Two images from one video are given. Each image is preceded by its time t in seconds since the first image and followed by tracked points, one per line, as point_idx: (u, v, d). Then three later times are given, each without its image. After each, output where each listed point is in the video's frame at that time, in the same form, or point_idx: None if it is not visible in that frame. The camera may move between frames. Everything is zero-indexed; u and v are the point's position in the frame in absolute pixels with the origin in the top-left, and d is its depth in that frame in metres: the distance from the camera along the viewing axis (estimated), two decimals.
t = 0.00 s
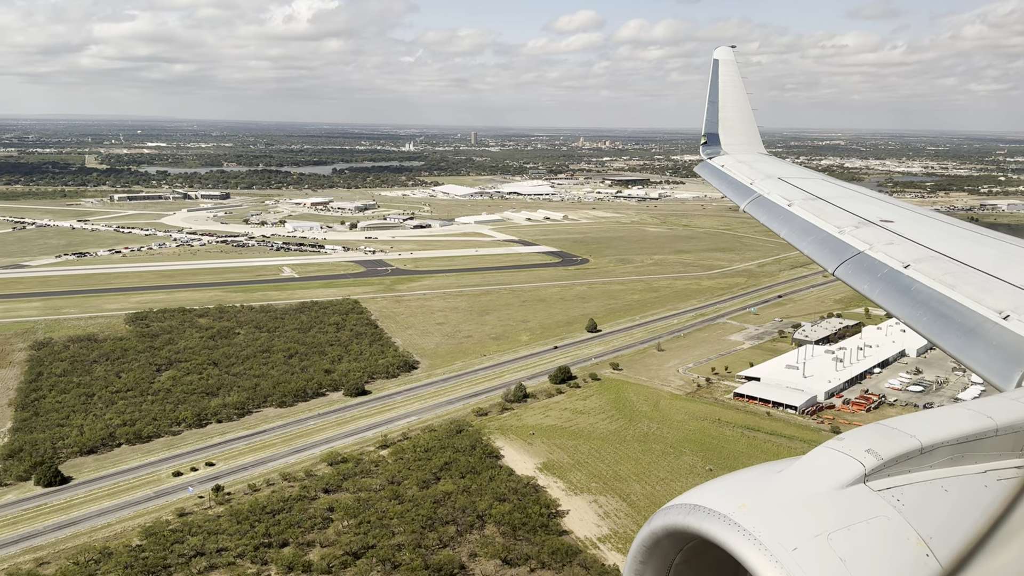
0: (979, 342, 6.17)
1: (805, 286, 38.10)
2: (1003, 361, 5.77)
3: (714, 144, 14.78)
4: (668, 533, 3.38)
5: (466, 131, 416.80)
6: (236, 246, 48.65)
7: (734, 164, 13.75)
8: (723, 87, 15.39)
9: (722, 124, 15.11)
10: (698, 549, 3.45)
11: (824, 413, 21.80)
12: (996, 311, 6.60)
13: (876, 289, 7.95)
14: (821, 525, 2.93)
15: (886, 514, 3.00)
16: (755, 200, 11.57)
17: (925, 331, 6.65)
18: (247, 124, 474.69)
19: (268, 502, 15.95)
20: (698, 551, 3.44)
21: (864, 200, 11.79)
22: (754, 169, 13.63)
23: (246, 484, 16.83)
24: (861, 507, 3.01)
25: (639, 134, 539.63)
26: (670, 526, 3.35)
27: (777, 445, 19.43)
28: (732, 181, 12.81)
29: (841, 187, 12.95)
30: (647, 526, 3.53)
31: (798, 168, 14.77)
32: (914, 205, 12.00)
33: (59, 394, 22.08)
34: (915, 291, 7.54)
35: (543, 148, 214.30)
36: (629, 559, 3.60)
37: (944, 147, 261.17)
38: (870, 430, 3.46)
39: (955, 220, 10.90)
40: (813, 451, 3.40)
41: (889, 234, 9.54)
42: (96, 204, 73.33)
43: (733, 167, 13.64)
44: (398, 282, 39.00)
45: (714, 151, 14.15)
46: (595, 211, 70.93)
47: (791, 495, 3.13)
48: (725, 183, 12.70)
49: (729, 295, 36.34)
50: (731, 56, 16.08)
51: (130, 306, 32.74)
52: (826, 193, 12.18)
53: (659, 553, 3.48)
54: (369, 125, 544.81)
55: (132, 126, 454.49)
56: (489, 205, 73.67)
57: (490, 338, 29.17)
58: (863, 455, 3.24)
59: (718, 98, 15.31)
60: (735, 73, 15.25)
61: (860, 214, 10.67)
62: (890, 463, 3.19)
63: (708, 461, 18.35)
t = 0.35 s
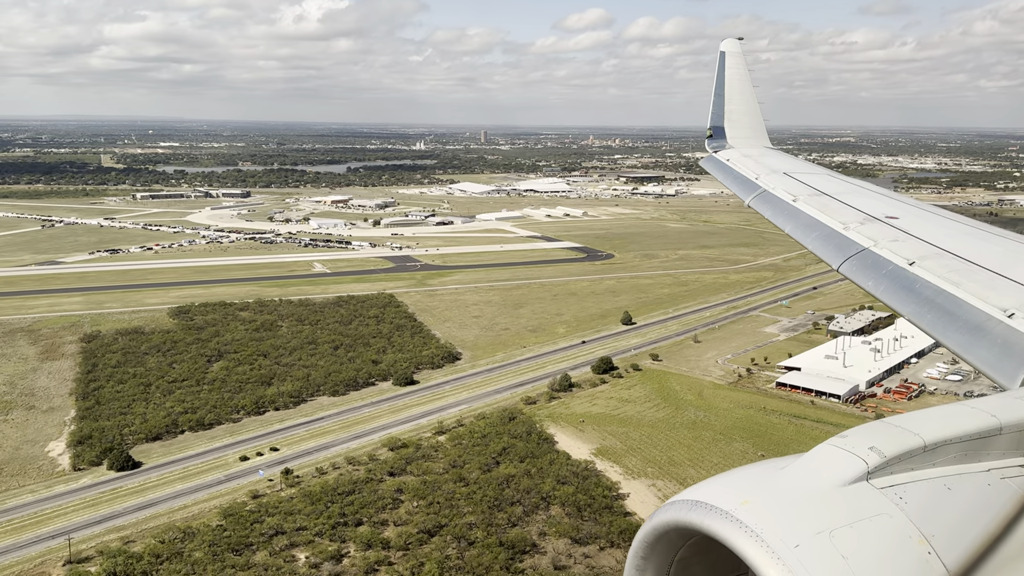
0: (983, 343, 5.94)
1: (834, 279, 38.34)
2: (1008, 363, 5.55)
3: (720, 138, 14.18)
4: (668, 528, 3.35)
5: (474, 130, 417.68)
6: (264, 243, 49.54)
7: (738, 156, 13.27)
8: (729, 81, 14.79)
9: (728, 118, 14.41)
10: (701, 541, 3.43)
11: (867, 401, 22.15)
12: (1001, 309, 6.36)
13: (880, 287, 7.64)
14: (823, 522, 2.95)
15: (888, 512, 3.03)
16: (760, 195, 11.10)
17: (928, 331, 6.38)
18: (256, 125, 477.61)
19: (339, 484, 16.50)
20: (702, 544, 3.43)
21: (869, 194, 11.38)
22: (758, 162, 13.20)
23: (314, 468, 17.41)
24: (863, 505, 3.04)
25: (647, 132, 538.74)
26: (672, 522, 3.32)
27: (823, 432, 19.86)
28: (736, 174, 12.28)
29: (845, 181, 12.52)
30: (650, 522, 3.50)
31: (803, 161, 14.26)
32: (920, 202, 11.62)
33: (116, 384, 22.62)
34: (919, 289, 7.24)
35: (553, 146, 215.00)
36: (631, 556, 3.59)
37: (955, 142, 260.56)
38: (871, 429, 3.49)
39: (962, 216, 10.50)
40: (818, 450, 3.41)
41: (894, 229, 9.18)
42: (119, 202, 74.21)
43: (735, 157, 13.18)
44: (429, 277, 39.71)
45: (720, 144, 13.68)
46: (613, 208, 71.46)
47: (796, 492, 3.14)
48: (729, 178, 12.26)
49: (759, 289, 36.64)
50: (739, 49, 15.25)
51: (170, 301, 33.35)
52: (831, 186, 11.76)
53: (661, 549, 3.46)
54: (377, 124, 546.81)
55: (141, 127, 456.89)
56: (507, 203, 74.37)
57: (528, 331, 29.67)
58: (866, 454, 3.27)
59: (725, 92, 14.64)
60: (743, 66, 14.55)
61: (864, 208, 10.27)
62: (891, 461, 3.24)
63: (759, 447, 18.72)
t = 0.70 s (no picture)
0: (983, 341, 5.91)
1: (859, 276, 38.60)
2: (1008, 362, 5.50)
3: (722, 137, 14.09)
4: (671, 526, 3.34)
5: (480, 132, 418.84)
6: (289, 243, 50.41)
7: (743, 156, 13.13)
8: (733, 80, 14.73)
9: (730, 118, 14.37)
10: (700, 540, 3.43)
11: (905, 393, 22.51)
12: (1002, 310, 6.30)
13: (880, 287, 7.59)
14: (824, 522, 2.95)
15: (889, 512, 3.04)
16: (762, 194, 11.05)
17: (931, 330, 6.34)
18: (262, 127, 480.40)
19: (403, 471, 17.09)
20: (702, 542, 3.43)
21: (872, 196, 11.31)
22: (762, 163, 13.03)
23: (374, 455, 18.01)
24: (863, 505, 3.04)
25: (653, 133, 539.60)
26: (675, 521, 3.31)
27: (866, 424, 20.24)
28: (738, 174, 12.16)
29: (847, 183, 12.44)
30: (652, 521, 3.48)
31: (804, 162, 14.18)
32: (923, 203, 11.53)
33: (169, 376, 23.17)
34: (920, 288, 7.20)
35: (562, 147, 215.96)
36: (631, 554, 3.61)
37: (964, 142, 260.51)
38: (873, 431, 3.48)
39: (964, 218, 10.44)
40: (819, 450, 3.42)
41: (896, 231, 9.11)
42: (140, 203, 75.03)
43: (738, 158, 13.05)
44: (457, 275, 40.39)
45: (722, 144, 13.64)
46: (630, 208, 72.09)
47: (797, 491, 3.15)
48: (732, 177, 12.11)
49: (786, 286, 36.97)
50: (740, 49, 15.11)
51: (206, 298, 33.98)
52: (833, 189, 11.69)
53: (661, 546, 3.46)
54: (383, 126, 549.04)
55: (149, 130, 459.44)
56: (523, 204, 75.21)
57: (561, 327, 30.15)
58: (866, 455, 3.27)
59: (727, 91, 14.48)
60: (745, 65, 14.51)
61: (865, 211, 10.19)
62: (894, 462, 3.25)
63: (806, 437, 19.11)
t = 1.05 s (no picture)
0: (981, 335, 6.15)
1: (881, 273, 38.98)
2: (1007, 356, 5.74)
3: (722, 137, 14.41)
4: (672, 523, 3.83)
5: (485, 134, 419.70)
6: (311, 243, 51.14)
7: (745, 157, 13.34)
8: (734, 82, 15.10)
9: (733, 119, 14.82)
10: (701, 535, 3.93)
11: (941, 386, 22.92)
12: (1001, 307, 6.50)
13: (881, 285, 7.81)
14: (822, 519, 3.30)
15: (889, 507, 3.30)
16: (762, 194, 11.31)
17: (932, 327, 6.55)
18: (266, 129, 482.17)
19: (463, 458, 17.67)
20: (701, 539, 3.94)
21: (874, 195, 11.47)
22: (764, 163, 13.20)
23: (429, 443, 18.59)
24: (857, 501, 3.36)
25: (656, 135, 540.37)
26: (677, 518, 3.81)
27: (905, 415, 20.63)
28: (740, 174, 12.38)
29: (849, 182, 12.60)
30: (653, 518, 3.99)
31: (806, 161, 14.35)
32: (924, 202, 11.68)
33: (216, 369, 23.76)
34: (920, 286, 7.43)
35: (567, 148, 216.88)
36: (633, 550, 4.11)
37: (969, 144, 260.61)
38: (878, 430, 3.76)
39: (963, 216, 10.60)
40: (821, 450, 3.78)
41: (897, 230, 9.30)
42: (157, 203, 75.58)
43: (741, 159, 13.26)
44: (482, 273, 40.95)
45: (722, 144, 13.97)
46: (644, 208, 72.71)
47: (795, 490, 3.54)
48: (734, 178, 12.36)
49: (809, 283, 37.39)
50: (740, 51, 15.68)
51: (238, 296, 34.57)
52: (836, 187, 11.87)
53: (665, 542, 3.96)
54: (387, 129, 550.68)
55: (154, 132, 460.97)
56: (536, 205, 75.93)
57: (593, 323, 30.60)
58: (867, 453, 3.59)
59: (728, 92, 14.97)
60: (745, 66, 15.09)
61: (867, 210, 10.38)
62: (892, 459, 3.53)
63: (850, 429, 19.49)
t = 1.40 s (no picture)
0: (986, 343, 5.88)
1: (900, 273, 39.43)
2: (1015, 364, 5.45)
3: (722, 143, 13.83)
4: (677, 535, 3.47)
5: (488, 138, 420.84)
6: (331, 244, 51.86)
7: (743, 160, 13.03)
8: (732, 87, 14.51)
9: (733, 125, 14.20)
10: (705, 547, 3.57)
11: (973, 382, 23.27)
12: (1004, 313, 6.28)
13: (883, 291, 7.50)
14: (827, 527, 3.04)
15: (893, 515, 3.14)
16: (762, 201, 10.83)
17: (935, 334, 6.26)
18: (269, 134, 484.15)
19: (515, 449, 18.16)
20: (706, 550, 3.56)
21: (873, 200, 11.18)
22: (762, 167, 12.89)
23: (480, 436, 19.07)
24: (864, 510, 3.14)
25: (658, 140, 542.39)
26: (680, 528, 3.45)
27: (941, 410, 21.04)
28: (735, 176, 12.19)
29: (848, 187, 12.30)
30: (656, 530, 3.63)
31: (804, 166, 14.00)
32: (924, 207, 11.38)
33: (261, 365, 24.42)
34: (924, 293, 7.12)
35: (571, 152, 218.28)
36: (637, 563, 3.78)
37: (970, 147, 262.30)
38: (880, 436, 3.61)
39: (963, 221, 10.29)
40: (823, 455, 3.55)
41: (899, 235, 9.01)
42: (172, 206, 76.20)
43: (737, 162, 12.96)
44: (505, 274, 41.49)
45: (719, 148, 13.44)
46: (657, 210, 73.40)
47: (802, 497, 3.26)
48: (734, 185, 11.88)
49: (830, 284, 37.80)
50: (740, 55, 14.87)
51: (269, 295, 35.18)
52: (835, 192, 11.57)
53: (670, 554, 3.59)
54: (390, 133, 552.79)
55: (157, 136, 462.60)
56: (548, 208, 76.70)
57: (621, 322, 31.02)
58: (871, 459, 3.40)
59: (727, 99, 14.32)
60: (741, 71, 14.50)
61: (867, 215, 10.07)
62: (897, 466, 3.37)
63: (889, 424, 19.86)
